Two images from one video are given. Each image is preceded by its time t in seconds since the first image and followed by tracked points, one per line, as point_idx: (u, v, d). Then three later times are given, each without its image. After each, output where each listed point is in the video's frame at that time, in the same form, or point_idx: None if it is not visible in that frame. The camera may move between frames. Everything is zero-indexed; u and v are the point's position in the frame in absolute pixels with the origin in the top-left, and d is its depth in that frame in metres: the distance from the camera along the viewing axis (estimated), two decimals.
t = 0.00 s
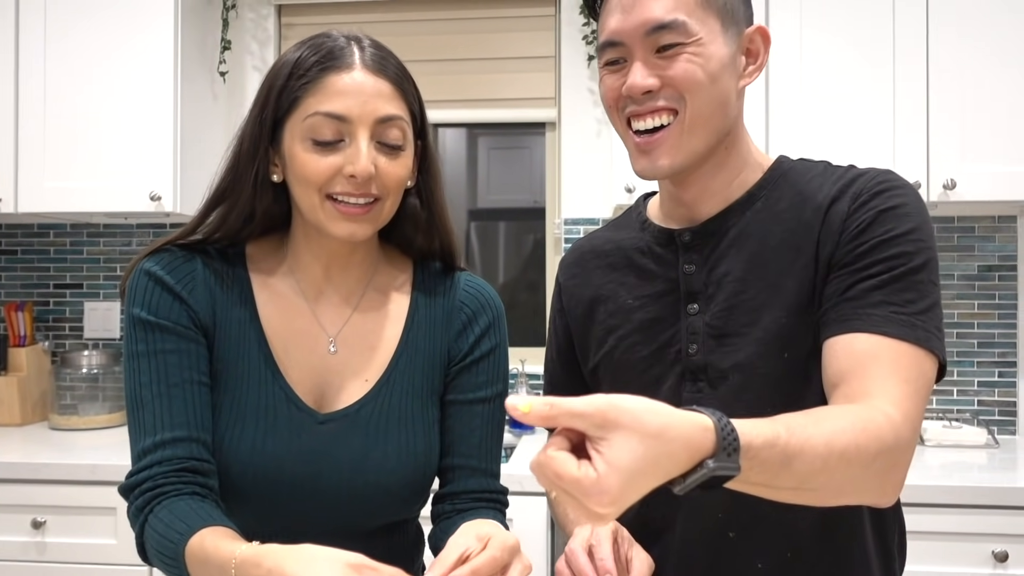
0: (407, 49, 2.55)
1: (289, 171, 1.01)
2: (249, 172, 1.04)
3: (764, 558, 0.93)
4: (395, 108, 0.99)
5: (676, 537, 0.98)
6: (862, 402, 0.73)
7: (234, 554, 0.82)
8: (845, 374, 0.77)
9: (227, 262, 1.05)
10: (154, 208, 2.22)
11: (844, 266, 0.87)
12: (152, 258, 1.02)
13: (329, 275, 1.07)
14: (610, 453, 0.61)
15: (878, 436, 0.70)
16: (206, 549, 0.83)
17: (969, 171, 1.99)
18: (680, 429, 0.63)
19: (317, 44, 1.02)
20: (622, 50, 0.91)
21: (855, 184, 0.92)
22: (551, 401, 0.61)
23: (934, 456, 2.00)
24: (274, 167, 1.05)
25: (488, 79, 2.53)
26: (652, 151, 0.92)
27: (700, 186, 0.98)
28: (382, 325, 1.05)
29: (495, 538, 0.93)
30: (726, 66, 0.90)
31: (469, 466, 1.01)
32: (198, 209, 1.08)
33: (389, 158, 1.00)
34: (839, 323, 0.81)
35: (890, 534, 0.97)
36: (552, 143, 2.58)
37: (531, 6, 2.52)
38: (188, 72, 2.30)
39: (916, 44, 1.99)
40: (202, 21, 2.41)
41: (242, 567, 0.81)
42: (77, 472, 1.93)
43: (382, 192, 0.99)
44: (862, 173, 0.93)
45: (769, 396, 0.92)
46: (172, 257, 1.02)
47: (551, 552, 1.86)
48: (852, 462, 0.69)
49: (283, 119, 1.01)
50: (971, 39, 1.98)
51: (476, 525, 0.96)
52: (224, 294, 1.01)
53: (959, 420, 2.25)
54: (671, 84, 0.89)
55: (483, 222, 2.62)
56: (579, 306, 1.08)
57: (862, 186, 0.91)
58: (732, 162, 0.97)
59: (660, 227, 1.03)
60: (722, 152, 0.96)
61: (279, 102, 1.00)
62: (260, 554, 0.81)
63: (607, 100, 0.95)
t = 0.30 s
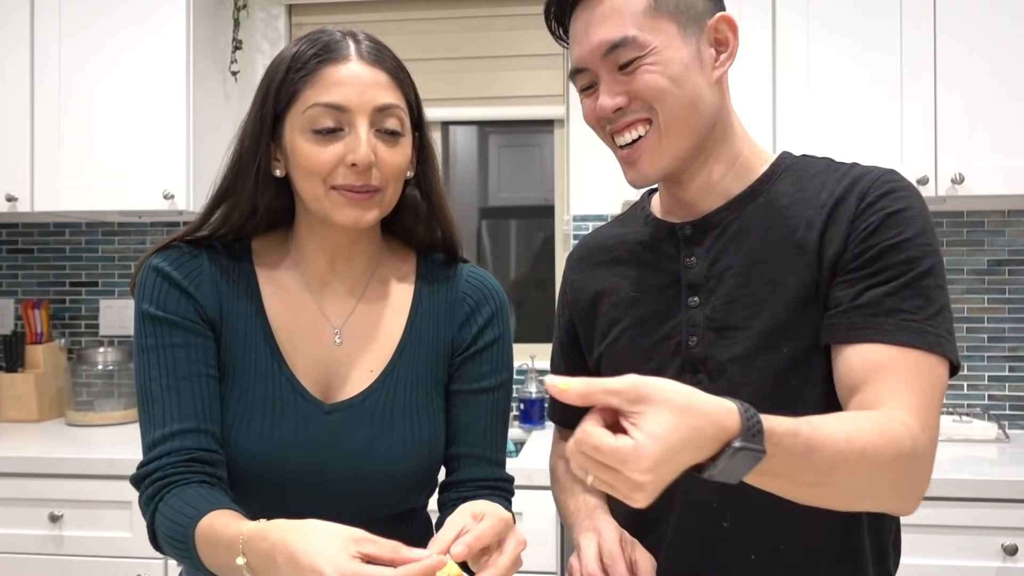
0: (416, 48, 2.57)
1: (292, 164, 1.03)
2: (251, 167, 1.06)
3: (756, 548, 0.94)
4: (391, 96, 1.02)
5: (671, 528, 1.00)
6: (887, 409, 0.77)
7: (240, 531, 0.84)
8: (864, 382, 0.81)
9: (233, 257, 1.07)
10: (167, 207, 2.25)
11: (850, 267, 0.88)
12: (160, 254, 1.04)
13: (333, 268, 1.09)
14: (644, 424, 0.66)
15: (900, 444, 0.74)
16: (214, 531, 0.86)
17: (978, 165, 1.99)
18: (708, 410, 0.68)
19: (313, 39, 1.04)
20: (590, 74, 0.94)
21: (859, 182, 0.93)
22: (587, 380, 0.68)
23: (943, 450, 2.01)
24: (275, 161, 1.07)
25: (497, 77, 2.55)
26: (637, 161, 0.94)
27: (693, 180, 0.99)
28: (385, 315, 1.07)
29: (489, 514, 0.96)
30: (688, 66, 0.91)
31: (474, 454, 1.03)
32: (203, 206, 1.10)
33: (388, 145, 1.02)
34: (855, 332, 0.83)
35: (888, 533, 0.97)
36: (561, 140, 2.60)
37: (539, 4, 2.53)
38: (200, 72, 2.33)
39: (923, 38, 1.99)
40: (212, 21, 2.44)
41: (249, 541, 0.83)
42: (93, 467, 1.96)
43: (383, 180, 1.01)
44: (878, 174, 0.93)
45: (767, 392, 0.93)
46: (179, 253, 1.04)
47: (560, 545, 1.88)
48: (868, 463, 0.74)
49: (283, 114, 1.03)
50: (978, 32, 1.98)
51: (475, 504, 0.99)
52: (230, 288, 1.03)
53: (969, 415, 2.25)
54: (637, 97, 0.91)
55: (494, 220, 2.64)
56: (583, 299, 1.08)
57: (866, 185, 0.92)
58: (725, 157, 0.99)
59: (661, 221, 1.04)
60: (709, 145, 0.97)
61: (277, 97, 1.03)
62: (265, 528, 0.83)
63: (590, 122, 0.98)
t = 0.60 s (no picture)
0: (431, 50, 2.59)
1: (303, 166, 1.04)
2: (260, 170, 1.08)
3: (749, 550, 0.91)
4: (401, 98, 1.04)
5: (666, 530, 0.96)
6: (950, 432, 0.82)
7: (256, 523, 0.86)
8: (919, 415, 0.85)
9: (244, 258, 1.09)
10: (186, 208, 2.28)
11: (869, 291, 0.87)
12: (173, 256, 1.06)
13: (343, 267, 1.10)
14: (805, 530, 0.69)
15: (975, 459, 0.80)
16: (230, 521, 0.88)
17: (993, 164, 1.98)
18: (845, 504, 0.72)
19: (322, 43, 1.06)
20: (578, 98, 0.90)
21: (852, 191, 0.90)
22: (735, 523, 0.69)
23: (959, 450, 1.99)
24: (285, 163, 1.08)
25: (512, 78, 2.56)
26: (633, 184, 0.91)
27: (688, 190, 0.95)
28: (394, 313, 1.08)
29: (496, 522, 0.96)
30: (680, 86, 0.87)
31: (482, 449, 1.04)
32: (211, 207, 1.12)
33: (400, 147, 1.04)
34: (892, 372, 0.85)
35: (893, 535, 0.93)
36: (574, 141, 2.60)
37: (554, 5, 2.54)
38: (218, 76, 2.36)
39: (939, 35, 1.99)
40: (229, 25, 2.46)
41: (263, 532, 0.85)
42: (113, 465, 1.99)
43: (396, 180, 1.03)
44: (876, 180, 0.90)
45: (758, 396, 0.90)
46: (190, 254, 1.06)
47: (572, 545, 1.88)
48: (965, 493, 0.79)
49: (294, 118, 1.05)
50: (993, 30, 1.97)
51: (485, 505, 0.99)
52: (242, 289, 1.05)
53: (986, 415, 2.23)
54: (632, 123, 0.87)
55: (509, 221, 2.65)
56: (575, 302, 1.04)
57: (861, 198, 0.89)
58: (716, 160, 0.95)
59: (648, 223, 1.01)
60: (702, 155, 0.94)
61: (289, 102, 1.04)
62: (279, 519, 0.85)
63: (578, 141, 0.94)
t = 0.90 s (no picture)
0: (437, 43, 2.59)
1: (313, 158, 1.05)
2: (263, 158, 1.09)
3: (782, 539, 0.93)
4: (413, 94, 1.05)
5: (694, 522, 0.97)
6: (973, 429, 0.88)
7: (247, 518, 0.88)
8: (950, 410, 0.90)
9: (243, 248, 1.10)
10: (192, 201, 2.29)
11: (913, 287, 0.89)
12: (172, 249, 1.07)
13: (344, 257, 1.11)
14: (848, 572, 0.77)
15: (995, 454, 0.86)
16: (225, 515, 0.89)
17: (1001, 155, 1.97)
18: (875, 532, 0.80)
19: (330, 35, 1.06)
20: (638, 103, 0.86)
21: (893, 183, 0.92)
22: None
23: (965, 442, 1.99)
24: (290, 153, 1.09)
25: (517, 71, 2.56)
26: (689, 184, 0.91)
27: (730, 180, 0.95)
28: (394, 301, 1.08)
29: (507, 533, 0.92)
30: (743, 89, 0.86)
31: (482, 436, 1.05)
32: (211, 195, 1.12)
33: (410, 142, 1.05)
34: (940, 367, 0.87)
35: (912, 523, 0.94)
36: (581, 134, 2.60)
37: None
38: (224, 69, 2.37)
39: (947, 26, 1.97)
40: (235, 18, 2.47)
41: (254, 524, 0.87)
42: (122, 455, 2.01)
43: (407, 176, 1.05)
44: (915, 176, 0.92)
45: (799, 388, 0.92)
46: (189, 247, 1.07)
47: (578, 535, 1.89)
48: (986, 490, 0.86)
49: (305, 109, 1.05)
50: (1001, 21, 1.96)
51: (494, 505, 0.98)
52: (240, 281, 1.05)
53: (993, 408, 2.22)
54: (700, 130, 0.86)
55: (517, 213, 2.65)
56: (592, 287, 1.02)
57: (904, 190, 0.91)
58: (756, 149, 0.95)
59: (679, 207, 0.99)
60: (748, 146, 0.94)
61: (301, 93, 1.05)
62: (268, 511, 0.86)
63: (626, 140, 0.91)
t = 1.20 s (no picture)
0: (441, 36, 2.60)
1: (312, 151, 1.06)
2: (266, 151, 1.10)
3: (812, 541, 0.89)
4: (408, 87, 1.06)
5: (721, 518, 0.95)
6: (1006, 462, 0.82)
7: (291, 480, 0.90)
8: (984, 432, 0.84)
9: (246, 241, 1.11)
10: (199, 194, 2.31)
11: (961, 290, 0.84)
12: (177, 243, 1.08)
13: (346, 248, 1.12)
14: None
15: None
16: (266, 483, 0.92)
17: (1005, 145, 1.99)
18: None
19: (328, 30, 1.07)
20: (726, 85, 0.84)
21: (956, 186, 0.88)
22: None
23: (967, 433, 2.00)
24: (291, 147, 1.10)
25: (520, 63, 2.57)
26: (758, 173, 0.88)
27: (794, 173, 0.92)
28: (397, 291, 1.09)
29: (506, 526, 0.93)
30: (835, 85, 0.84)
31: (484, 424, 1.06)
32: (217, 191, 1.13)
33: (406, 136, 1.06)
34: (984, 376, 0.82)
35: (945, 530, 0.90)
36: (585, 127, 2.60)
37: None
38: (229, 63, 2.39)
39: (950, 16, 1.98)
40: (240, 11, 2.49)
41: (300, 485, 0.90)
42: (133, 446, 2.03)
43: (403, 169, 1.05)
44: (980, 180, 0.88)
45: (841, 385, 0.88)
46: (194, 240, 1.08)
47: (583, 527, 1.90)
48: (1011, 529, 0.80)
49: (303, 103, 1.06)
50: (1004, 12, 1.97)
51: (494, 495, 0.99)
52: (245, 272, 1.07)
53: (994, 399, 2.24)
54: (784, 121, 0.83)
55: (522, 206, 2.67)
56: (639, 264, 1.01)
57: (967, 194, 0.87)
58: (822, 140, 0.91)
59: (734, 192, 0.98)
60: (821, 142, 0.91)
61: (298, 88, 1.06)
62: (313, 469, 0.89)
63: (702, 123, 0.88)
